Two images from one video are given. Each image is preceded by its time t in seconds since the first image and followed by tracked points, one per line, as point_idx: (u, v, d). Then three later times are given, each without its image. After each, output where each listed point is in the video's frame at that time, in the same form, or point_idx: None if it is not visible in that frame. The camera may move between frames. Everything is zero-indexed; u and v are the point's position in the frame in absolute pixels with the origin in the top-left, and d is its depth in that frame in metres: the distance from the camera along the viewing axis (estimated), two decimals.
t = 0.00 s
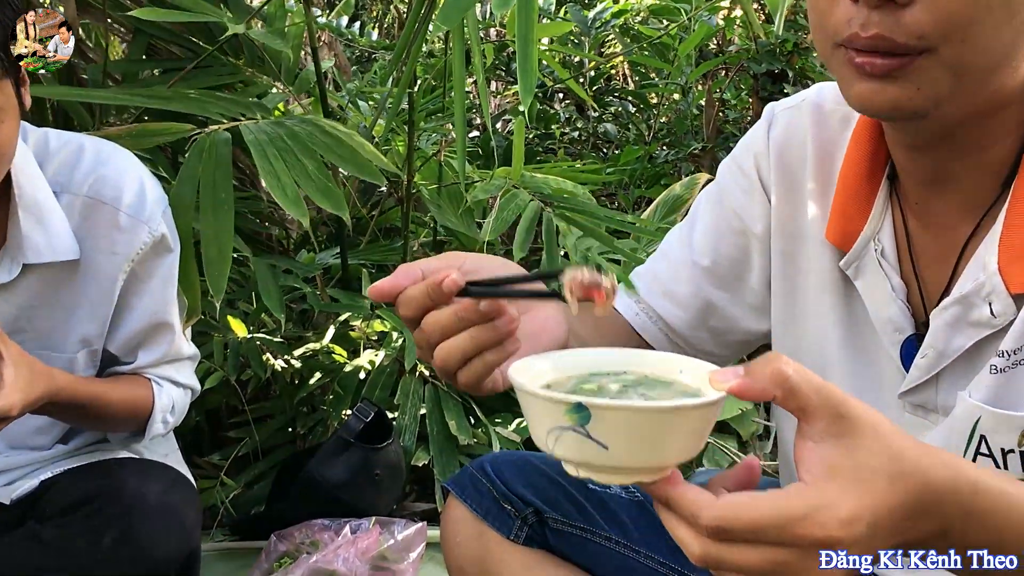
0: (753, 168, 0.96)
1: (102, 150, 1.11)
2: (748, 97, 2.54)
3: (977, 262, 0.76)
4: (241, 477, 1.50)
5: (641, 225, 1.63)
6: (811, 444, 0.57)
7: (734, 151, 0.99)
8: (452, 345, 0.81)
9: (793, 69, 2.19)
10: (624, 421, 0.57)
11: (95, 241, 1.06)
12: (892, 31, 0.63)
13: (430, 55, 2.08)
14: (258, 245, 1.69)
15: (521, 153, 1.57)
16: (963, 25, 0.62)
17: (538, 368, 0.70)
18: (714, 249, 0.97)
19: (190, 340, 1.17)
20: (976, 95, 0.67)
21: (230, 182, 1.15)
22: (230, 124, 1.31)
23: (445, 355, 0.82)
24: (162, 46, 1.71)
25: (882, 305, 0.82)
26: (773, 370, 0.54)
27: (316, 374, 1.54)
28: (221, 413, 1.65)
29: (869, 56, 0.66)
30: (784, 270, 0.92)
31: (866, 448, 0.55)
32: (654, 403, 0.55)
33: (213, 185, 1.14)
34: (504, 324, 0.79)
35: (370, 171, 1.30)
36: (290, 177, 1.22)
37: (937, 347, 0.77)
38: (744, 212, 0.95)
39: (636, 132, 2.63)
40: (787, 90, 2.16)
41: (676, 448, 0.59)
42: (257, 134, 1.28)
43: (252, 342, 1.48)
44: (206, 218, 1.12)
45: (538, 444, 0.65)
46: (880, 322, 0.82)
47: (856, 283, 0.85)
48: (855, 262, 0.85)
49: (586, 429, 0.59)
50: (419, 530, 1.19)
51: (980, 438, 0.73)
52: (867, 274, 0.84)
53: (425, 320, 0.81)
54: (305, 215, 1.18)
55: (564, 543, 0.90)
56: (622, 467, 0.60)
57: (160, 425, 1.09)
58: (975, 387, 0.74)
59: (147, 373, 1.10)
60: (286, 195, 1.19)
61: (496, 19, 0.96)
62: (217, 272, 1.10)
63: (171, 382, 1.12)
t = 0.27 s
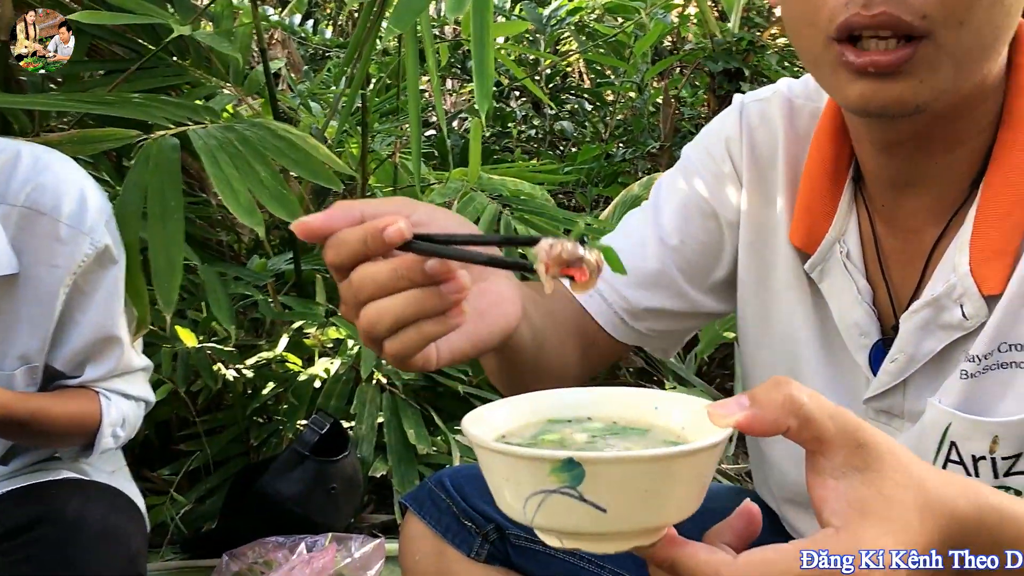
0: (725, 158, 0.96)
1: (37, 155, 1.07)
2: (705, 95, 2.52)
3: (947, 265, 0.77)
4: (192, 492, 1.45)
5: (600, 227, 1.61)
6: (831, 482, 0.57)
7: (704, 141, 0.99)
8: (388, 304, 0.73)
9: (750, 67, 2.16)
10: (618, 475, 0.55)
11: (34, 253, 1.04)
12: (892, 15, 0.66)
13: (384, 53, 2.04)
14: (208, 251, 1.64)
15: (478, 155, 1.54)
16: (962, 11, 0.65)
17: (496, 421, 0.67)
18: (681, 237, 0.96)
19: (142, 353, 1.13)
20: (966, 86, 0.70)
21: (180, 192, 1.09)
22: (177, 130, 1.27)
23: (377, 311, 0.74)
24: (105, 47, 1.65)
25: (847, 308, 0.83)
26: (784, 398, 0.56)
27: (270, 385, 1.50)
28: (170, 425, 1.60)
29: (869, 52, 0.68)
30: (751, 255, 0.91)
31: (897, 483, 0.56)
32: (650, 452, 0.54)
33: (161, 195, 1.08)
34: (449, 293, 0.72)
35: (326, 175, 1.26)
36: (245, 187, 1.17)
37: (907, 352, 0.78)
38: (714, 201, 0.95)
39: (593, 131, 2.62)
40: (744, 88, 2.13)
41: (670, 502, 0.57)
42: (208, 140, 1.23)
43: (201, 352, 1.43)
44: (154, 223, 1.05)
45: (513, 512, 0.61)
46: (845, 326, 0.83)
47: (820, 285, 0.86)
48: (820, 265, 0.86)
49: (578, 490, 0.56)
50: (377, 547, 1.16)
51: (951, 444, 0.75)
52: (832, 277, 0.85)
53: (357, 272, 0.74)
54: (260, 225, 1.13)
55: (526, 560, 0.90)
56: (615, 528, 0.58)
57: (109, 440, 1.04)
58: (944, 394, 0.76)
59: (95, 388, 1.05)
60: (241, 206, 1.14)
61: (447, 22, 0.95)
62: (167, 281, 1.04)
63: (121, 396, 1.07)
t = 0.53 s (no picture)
0: (690, 144, 0.98)
1: None
2: (654, 95, 2.52)
3: (907, 262, 0.80)
4: (135, 503, 1.40)
5: (552, 227, 1.60)
6: (884, 463, 0.54)
7: (667, 126, 1.01)
8: (362, 259, 0.66)
9: (698, 66, 2.16)
10: (670, 467, 0.48)
11: None
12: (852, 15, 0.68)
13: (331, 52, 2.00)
14: (150, 254, 1.59)
15: (428, 155, 1.52)
16: (919, 6, 0.67)
17: (496, 415, 0.61)
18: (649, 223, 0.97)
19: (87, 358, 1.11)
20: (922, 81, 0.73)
21: (119, 192, 1.06)
22: (115, 131, 1.22)
23: (348, 269, 0.67)
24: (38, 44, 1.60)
25: (810, 303, 0.86)
26: (839, 367, 0.52)
27: (216, 391, 1.46)
28: (112, 434, 1.54)
29: (824, 47, 0.70)
30: (718, 250, 0.94)
31: (943, 458, 0.54)
32: (704, 438, 0.47)
33: (99, 195, 1.05)
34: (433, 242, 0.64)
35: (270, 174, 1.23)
36: (186, 188, 1.14)
37: (869, 347, 0.81)
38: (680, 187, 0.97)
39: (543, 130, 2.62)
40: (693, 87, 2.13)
41: (719, 496, 0.51)
42: (145, 142, 1.19)
43: (144, 358, 1.39)
44: (91, 229, 1.03)
45: (540, 519, 0.53)
46: (806, 319, 0.86)
47: (779, 280, 0.89)
48: (780, 259, 0.88)
49: (624, 487, 0.48)
50: (328, 556, 1.16)
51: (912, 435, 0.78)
52: (791, 272, 0.87)
53: (324, 224, 0.67)
54: (204, 226, 1.09)
55: (482, 565, 0.91)
56: (663, 528, 0.51)
57: (50, 445, 1.03)
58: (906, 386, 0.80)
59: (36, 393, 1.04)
60: (182, 206, 1.10)
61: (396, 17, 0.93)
62: (108, 285, 1.01)
63: (65, 402, 1.06)
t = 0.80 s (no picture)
0: (672, 144, 0.99)
1: None
2: (618, 98, 2.54)
3: (889, 267, 0.83)
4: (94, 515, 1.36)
5: (520, 231, 1.60)
6: (918, 459, 0.57)
7: (649, 124, 1.02)
8: (355, 242, 0.67)
9: (663, 70, 2.18)
10: (711, 463, 0.48)
11: None
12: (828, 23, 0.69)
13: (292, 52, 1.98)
14: (108, 258, 1.55)
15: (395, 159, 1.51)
16: (894, 17, 0.68)
17: (516, 410, 0.60)
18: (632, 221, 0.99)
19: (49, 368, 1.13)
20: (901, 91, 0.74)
21: (79, 198, 1.03)
22: (74, 135, 1.20)
23: (339, 253, 0.68)
24: None
25: (790, 306, 0.88)
26: (877, 360, 0.54)
27: (178, 400, 1.44)
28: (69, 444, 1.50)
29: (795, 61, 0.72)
30: (698, 250, 0.96)
31: (977, 453, 0.57)
32: (743, 433, 0.47)
33: (58, 202, 1.02)
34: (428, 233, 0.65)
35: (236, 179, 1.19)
36: (146, 193, 1.12)
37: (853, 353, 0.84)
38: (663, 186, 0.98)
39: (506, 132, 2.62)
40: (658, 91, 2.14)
41: (755, 494, 0.50)
42: (105, 147, 1.17)
43: (103, 366, 1.36)
44: (50, 237, 1.00)
45: (573, 519, 0.52)
46: (786, 322, 0.88)
47: (760, 283, 0.91)
48: (761, 263, 0.90)
49: (664, 483, 0.48)
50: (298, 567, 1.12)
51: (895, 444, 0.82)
52: (772, 275, 0.90)
53: (317, 209, 0.68)
54: (168, 234, 1.07)
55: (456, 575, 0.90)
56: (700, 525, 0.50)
57: (11, 457, 1.05)
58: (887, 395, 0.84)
59: None
60: (142, 212, 1.08)
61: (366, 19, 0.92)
62: (69, 294, 0.98)
63: (27, 414, 1.08)
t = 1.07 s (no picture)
0: (666, 154, 1.00)
1: None
2: (600, 104, 2.55)
3: (887, 278, 0.85)
4: (76, 524, 1.35)
5: (506, 237, 1.61)
6: (955, 467, 0.59)
7: (646, 134, 1.03)
8: (369, 266, 0.68)
9: (646, 77, 2.19)
10: (755, 473, 0.48)
11: None
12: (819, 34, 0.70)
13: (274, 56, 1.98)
14: (89, 263, 1.54)
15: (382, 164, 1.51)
16: (885, 30, 0.70)
17: (557, 413, 0.61)
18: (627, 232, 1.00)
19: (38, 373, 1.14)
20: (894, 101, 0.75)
21: (66, 203, 1.02)
22: (60, 140, 1.19)
23: (352, 277, 0.69)
24: None
25: (785, 316, 0.90)
26: (919, 369, 0.55)
27: (161, 407, 1.43)
28: (49, 452, 1.49)
29: (792, 64, 0.72)
30: (693, 261, 0.98)
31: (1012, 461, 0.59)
32: (787, 444, 0.48)
33: (46, 207, 1.01)
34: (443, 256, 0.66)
35: (224, 183, 1.19)
36: (137, 197, 1.11)
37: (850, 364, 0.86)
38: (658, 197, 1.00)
39: (486, 138, 2.64)
40: (642, 99, 2.15)
41: (795, 502, 0.51)
42: (93, 151, 1.16)
43: (86, 372, 1.34)
44: (38, 242, 0.99)
45: (617, 524, 0.53)
46: (782, 333, 0.90)
47: (755, 293, 0.93)
48: (756, 273, 0.92)
49: (709, 493, 0.49)
50: None
51: (892, 453, 0.84)
52: (767, 285, 0.92)
53: (330, 231, 0.69)
54: (159, 237, 1.07)
55: None
56: (741, 531, 0.51)
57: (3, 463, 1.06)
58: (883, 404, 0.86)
59: None
60: (133, 216, 1.07)
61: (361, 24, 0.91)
62: (57, 299, 0.96)
63: (18, 419, 1.09)
